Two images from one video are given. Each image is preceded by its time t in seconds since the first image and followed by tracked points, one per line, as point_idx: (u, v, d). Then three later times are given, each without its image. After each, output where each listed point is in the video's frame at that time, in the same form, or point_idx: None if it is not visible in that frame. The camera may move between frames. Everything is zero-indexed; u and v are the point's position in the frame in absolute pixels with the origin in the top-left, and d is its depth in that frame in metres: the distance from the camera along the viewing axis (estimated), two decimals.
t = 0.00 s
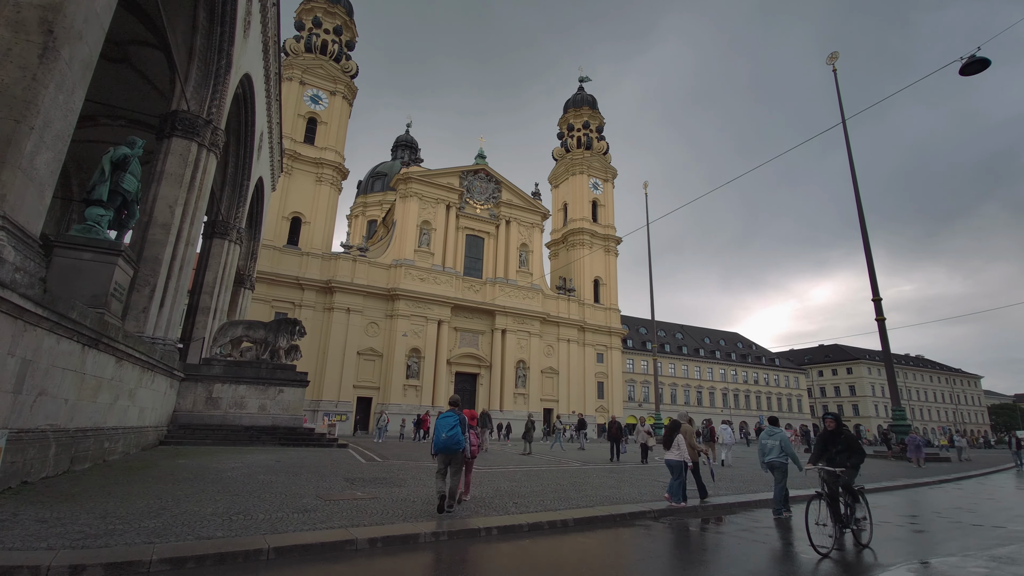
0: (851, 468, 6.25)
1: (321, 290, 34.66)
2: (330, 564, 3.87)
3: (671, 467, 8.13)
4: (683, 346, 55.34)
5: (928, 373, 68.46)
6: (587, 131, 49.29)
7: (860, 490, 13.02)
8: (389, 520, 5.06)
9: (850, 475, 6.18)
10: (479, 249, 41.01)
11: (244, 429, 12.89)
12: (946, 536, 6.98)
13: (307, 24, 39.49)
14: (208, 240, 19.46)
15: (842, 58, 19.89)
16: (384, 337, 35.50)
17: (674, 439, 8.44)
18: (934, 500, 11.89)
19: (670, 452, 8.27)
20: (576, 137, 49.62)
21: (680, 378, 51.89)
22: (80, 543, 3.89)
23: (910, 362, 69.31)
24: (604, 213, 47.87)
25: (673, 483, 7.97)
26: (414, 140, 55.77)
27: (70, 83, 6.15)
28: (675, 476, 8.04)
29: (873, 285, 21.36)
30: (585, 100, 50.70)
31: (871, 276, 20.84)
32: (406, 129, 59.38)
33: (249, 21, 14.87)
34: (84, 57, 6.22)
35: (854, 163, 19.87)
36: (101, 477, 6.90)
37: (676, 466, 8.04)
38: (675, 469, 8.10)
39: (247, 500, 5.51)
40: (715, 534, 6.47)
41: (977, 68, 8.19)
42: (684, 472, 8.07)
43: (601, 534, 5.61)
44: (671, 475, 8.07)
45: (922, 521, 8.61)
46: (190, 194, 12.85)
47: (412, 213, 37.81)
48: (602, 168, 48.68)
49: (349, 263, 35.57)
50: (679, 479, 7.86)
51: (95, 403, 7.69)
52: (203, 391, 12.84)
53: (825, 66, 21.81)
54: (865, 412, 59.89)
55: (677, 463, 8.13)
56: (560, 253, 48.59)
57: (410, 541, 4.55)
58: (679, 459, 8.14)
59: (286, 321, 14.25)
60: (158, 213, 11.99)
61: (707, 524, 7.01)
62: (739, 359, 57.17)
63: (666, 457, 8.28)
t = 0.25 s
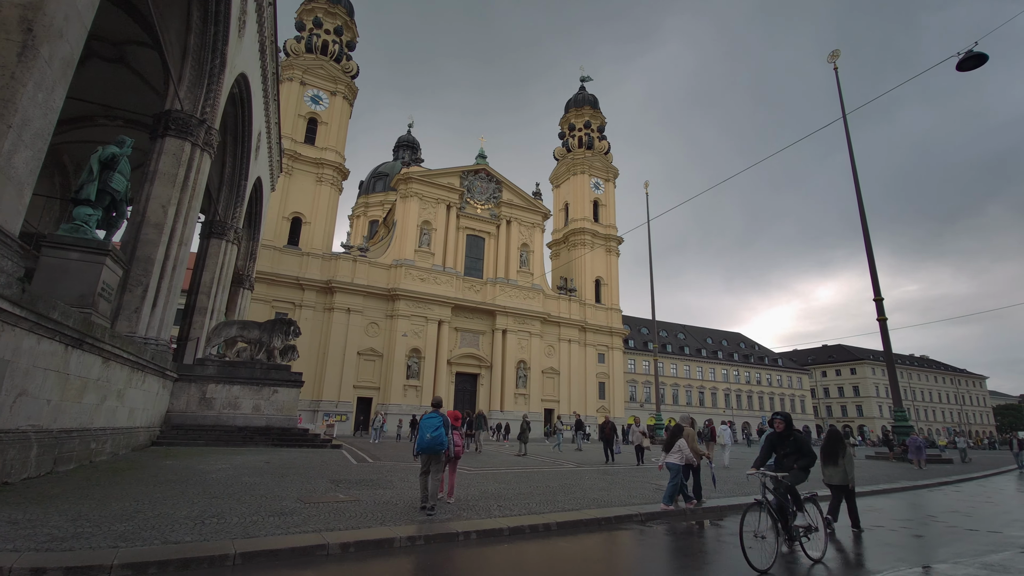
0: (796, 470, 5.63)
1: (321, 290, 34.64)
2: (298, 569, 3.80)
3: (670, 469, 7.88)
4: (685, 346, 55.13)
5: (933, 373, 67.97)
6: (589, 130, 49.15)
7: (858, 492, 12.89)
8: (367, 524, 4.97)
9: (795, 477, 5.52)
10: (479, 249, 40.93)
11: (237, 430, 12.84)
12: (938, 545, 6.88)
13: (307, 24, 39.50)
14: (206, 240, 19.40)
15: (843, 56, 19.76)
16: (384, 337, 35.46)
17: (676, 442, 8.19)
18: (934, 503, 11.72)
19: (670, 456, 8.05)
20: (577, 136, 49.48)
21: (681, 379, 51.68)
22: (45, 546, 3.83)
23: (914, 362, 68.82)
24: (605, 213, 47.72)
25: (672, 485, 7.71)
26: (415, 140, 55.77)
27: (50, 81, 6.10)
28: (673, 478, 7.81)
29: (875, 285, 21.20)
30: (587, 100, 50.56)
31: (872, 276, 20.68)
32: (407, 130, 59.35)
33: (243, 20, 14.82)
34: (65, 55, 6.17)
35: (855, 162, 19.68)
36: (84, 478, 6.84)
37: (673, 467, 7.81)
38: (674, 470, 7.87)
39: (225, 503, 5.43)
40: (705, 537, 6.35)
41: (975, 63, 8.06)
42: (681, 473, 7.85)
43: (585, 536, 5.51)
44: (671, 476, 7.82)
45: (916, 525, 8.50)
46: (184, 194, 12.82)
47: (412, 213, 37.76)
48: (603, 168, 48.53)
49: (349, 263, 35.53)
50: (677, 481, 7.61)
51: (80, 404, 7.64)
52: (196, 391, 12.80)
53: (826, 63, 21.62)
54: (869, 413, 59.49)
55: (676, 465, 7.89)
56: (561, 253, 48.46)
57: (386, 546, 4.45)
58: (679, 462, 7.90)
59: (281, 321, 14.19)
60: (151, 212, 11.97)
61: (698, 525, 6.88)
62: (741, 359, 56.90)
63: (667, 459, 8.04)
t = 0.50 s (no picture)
0: (730, 475, 4.92)
1: (323, 290, 34.65)
2: (266, 568, 3.72)
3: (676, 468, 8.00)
4: (688, 346, 54.87)
5: (940, 373, 67.34)
6: (591, 129, 49.00)
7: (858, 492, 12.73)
8: (345, 522, 4.88)
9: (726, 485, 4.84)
10: (481, 249, 40.86)
11: (232, 428, 12.80)
12: (933, 546, 6.74)
13: (309, 24, 39.56)
14: (205, 239, 19.40)
15: (846, 52, 19.56)
16: (386, 337, 35.43)
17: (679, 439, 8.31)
18: (936, 503, 11.53)
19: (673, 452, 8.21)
20: (580, 135, 49.35)
21: (685, 378, 51.41)
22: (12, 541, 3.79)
23: (921, 362, 68.20)
24: (608, 212, 47.55)
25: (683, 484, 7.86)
26: (418, 140, 55.75)
27: (33, 75, 6.08)
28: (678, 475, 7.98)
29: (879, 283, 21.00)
30: (589, 99, 50.42)
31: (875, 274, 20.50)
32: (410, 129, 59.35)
33: (239, 18, 14.80)
34: (48, 50, 6.15)
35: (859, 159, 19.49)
36: (69, 475, 6.81)
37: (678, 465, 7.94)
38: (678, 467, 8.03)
39: (204, 501, 5.36)
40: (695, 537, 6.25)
41: (974, 53, 7.93)
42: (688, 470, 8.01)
43: (570, 534, 5.42)
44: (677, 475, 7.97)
45: (914, 526, 8.34)
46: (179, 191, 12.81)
47: (413, 213, 37.73)
48: (606, 167, 48.35)
49: (350, 263, 35.52)
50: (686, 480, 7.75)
51: (68, 401, 7.62)
52: (192, 390, 12.77)
53: (829, 59, 21.40)
54: (875, 413, 58.98)
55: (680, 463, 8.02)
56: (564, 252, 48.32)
57: (360, 544, 4.38)
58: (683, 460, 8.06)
59: (277, 320, 14.16)
60: (145, 210, 11.98)
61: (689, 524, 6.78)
62: (745, 359, 56.59)
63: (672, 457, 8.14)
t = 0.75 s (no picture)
0: (633, 482, 4.30)
1: (324, 290, 34.63)
2: (229, 570, 3.67)
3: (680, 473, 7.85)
4: (691, 346, 54.63)
5: (945, 373, 66.82)
6: (593, 128, 48.89)
7: (858, 493, 12.56)
8: (320, 523, 4.77)
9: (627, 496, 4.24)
10: (482, 248, 40.78)
11: (225, 428, 12.75)
12: (927, 549, 6.61)
13: (310, 24, 39.59)
14: (202, 239, 19.38)
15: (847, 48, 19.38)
16: (386, 337, 35.39)
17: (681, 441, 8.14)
18: (936, 504, 11.36)
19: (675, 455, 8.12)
20: (581, 134, 49.22)
21: (687, 378, 51.21)
22: None
23: (926, 362, 67.68)
24: (609, 211, 47.40)
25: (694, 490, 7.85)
26: (420, 140, 55.69)
27: (11, 72, 6.02)
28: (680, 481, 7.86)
29: (881, 281, 20.82)
30: (591, 98, 50.28)
31: (876, 273, 20.32)
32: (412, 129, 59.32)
33: (234, 17, 14.76)
34: (27, 47, 6.12)
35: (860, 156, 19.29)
36: (50, 475, 6.76)
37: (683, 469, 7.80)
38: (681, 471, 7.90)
39: (179, 502, 5.29)
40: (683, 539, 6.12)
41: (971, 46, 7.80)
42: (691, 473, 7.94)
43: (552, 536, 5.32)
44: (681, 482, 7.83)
45: (911, 528, 8.19)
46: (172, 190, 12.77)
47: (414, 212, 37.67)
48: (608, 166, 48.18)
49: (351, 263, 35.48)
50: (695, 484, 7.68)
51: (52, 400, 7.58)
52: (185, 389, 12.73)
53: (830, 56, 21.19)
54: (880, 413, 58.58)
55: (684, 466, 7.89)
56: (565, 252, 48.18)
57: (330, 546, 4.29)
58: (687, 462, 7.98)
59: (271, 319, 14.08)
60: (138, 209, 11.95)
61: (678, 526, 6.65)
62: (748, 359, 56.31)
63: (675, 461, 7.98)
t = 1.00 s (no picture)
0: (497, 477, 3.81)
1: (324, 289, 34.62)
2: (189, 569, 3.72)
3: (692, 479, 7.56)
4: (693, 345, 54.40)
5: (951, 373, 66.32)
6: (594, 127, 48.78)
7: (856, 493, 12.42)
8: (293, 522, 4.68)
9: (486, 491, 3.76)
10: (482, 248, 40.71)
11: (218, 426, 12.71)
12: (918, 548, 6.50)
13: (310, 24, 39.64)
14: (199, 238, 19.38)
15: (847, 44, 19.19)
16: (387, 336, 35.36)
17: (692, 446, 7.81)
18: (936, 504, 11.21)
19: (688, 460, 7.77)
20: (583, 133, 49.10)
21: (689, 378, 51.02)
22: None
23: (931, 361, 67.18)
24: (611, 210, 47.25)
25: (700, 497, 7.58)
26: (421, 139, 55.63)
27: None
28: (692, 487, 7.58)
29: (881, 280, 20.63)
30: (592, 97, 50.14)
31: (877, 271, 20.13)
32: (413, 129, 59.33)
33: (228, 16, 14.74)
34: (8, 42, 6.10)
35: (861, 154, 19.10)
36: (33, 472, 6.74)
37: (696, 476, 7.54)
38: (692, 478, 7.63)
39: (155, 501, 5.23)
40: (669, 537, 6.03)
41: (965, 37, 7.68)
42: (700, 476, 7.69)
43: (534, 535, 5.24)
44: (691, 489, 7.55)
45: (905, 527, 8.06)
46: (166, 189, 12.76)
47: (414, 212, 37.61)
48: (609, 165, 48.03)
49: (351, 262, 35.45)
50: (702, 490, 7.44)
51: (38, 397, 7.57)
52: (178, 388, 12.71)
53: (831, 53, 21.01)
54: (884, 413, 58.17)
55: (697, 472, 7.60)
56: (567, 251, 48.06)
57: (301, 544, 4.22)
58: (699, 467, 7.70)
59: (265, 318, 14.00)
60: (130, 207, 11.94)
61: (665, 523, 6.57)
62: (751, 358, 56.05)
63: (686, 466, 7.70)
